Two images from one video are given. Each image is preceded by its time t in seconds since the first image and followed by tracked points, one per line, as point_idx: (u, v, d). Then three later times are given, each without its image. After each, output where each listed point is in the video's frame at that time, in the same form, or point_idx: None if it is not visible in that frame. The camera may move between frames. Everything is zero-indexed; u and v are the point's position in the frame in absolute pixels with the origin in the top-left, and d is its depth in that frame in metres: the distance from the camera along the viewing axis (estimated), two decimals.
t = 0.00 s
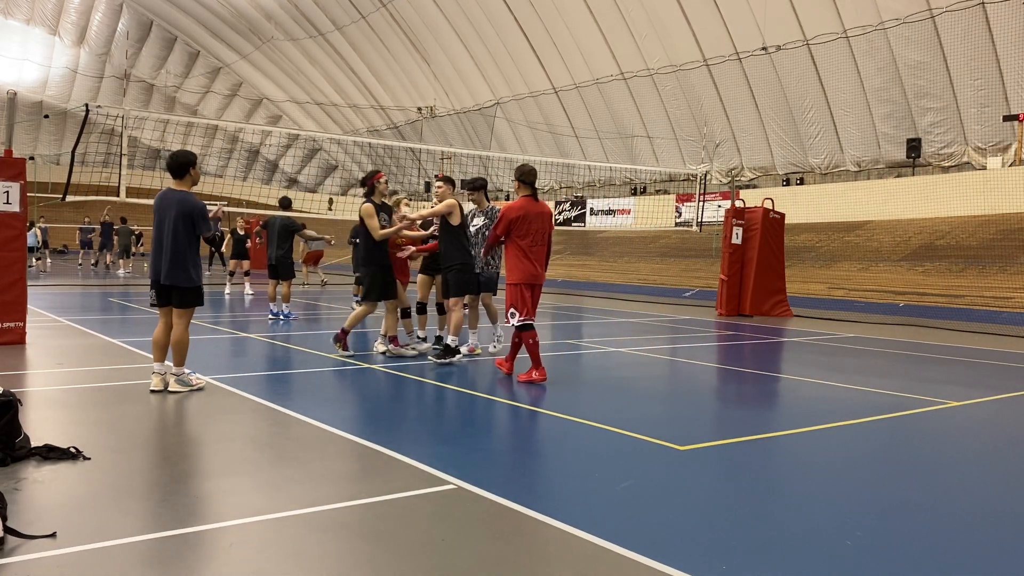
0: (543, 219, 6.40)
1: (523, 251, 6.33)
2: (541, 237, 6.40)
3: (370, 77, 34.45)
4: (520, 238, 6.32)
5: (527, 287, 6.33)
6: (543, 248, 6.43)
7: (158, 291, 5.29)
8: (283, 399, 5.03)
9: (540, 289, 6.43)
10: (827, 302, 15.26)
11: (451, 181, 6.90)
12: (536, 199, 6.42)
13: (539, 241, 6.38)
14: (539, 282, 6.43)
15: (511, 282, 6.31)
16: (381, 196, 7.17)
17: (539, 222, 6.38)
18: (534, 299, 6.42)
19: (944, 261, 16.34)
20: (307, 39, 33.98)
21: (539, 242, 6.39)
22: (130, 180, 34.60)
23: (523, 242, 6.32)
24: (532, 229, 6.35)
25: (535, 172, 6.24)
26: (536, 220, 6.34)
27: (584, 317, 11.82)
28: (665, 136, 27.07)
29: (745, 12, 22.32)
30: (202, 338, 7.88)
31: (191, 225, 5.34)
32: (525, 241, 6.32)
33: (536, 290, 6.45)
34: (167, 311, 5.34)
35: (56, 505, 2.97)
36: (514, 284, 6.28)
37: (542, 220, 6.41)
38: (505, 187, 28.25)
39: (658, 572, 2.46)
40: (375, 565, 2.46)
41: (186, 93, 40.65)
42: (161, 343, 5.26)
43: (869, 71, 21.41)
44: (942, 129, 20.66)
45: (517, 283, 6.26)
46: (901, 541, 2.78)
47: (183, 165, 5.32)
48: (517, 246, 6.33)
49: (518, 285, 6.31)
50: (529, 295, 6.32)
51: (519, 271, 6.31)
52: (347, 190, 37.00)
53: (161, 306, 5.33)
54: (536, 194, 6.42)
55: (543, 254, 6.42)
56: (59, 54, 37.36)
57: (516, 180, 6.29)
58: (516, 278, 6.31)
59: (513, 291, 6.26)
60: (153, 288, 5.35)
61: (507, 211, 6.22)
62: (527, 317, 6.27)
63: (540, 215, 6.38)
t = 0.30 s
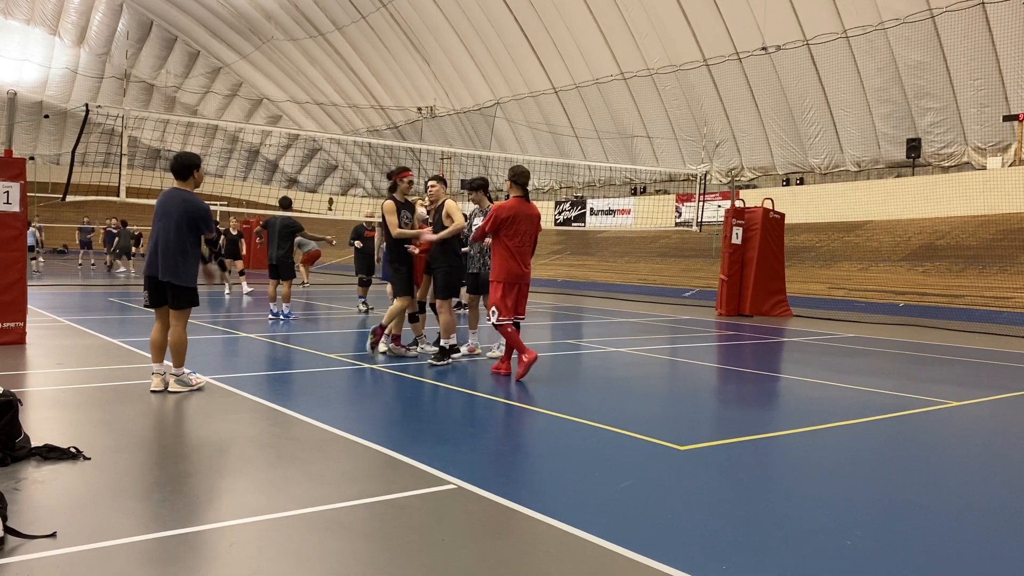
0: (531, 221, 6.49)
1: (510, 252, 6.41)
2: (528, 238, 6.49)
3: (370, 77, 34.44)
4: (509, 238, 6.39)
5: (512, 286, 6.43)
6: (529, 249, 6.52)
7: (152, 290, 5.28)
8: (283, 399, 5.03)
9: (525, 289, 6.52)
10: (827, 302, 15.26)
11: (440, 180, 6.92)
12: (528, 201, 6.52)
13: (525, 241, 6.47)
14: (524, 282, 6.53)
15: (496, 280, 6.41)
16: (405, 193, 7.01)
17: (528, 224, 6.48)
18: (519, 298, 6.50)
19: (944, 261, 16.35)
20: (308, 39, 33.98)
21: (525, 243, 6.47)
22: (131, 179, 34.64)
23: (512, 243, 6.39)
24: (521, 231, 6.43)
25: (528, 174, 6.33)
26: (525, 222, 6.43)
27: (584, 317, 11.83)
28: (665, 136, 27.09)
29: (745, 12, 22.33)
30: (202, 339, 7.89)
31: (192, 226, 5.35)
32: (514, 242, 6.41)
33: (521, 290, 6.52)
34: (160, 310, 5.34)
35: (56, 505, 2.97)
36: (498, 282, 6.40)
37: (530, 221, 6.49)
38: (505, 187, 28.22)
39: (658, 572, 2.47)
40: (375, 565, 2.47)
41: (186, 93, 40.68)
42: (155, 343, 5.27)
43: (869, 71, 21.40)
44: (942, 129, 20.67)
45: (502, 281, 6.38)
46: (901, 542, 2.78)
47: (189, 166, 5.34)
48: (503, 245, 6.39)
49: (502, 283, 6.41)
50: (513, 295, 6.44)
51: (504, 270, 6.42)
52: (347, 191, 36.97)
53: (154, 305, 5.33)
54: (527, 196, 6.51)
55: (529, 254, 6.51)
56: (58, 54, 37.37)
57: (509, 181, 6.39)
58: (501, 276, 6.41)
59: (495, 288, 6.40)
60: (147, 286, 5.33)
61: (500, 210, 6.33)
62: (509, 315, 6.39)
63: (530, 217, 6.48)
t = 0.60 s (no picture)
0: (518, 221, 6.51)
1: (498, 250, 6.45)
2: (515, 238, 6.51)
3: (370, 76, 34.43)
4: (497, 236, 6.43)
5: (499, 284, 6.46)
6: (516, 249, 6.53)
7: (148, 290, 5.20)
8: (283, 399, 5.03)
9: (514, 287, 6.52)
10: (826, 302, 15.27)
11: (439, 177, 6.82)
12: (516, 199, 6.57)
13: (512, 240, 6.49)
14: (512, 281, 6.52)
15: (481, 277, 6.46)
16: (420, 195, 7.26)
17: (516, 224, 6.50)
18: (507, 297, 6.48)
19: (944, 261, 16.35)
20: (308, 39, 33.97)
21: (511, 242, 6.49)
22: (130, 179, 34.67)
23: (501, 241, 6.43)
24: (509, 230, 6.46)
25: (516, 174, 6.37)
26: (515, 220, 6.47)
27: (584, 317, 11.83)
28: (665, 136, 27.09)
29: (745, 12, 22.32)
30: (202, 339, 7.88)
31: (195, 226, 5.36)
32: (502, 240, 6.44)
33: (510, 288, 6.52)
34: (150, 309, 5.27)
35: (55, 506, 2.97)
36: (484, 280, 6.43)
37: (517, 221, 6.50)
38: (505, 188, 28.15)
39: (658, 571, 2.47)
40: (375, 564, 2.47)
41: (186, 93, 40.68)
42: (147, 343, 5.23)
43: (869, 70, 21.38)
44: (942, 129, 20.67)
45: (487, 278, 6.42)
46: (900, 541, 2.78)
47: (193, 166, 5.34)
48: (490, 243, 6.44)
49: (488, 281, 6.44)
50: (499, 293, 6.46)
51: (490, 267, 6.45)
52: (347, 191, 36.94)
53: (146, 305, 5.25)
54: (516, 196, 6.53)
55: (516, 253, 6.52)
56: (58, 54, 37.38)
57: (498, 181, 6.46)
58: (486, 274, 6.44)
59: (480, 285, 6.43)
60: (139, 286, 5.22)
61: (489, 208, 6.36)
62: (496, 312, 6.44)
63: (518, 216, 6.51)
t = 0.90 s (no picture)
0: (505, 220, 6.48)
1: (482, 249, 6.43)
2: (502, 237, 6.50)
3: (370, 76, 34.44)
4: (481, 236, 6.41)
5: (485, 283, 6.48)
6: (503, 248, 6.54)
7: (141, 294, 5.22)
8: (284, 399, 5.05)
9: (500, 285, 6.53)
10: (826, 302, 15.26)
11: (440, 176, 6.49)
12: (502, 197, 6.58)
13: (498, 239, 6.48)
14: (499, 279, 6.53)
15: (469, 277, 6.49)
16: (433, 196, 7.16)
17: (502, 222, 6.46)
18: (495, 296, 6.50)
19: (944, 261, 16.35)
20: (308, 39, 33.97)
21: (498, 241, 6.48)
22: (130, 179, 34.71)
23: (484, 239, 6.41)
24: (495, 229, 6.42)
25: (501, 174, 6.36)
26: (500, 218, 6.43)
27: (584, 317, 11.82)
28: (665, 136, 27.10)
29: (745, 12, 22.33)
30: (202, 339, 7.88)
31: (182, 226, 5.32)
32: (488, 239, 6.42)
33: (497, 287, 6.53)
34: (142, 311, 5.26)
35: (58, 505, 2.97)
36: (470, 279, 6.47)
37: (504, 219, 6.47)
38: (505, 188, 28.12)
39: (659, 572, 2.46)
40: (375, 565, 2.47)
41: (186, 93, 40.69)
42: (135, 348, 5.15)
43: (869, 71, 21.38)
44: (942, 129, 20.67)
45: (474, 279, 6.45)
46: (900, 541, 2.78)
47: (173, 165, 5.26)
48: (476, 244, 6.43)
49: (477, 280, 6.46)
50: (487, 291, 6.48)
51: (476, 268, 6.46)
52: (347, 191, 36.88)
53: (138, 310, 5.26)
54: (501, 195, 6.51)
55: (503, 252, 6.52)
56: (59, 54, 37.41)
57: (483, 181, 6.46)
58: (473, 273, 6.46)
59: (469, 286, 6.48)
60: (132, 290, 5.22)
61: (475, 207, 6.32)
62: (485, 312, 6.46)
63: (504, 214, 6.46)
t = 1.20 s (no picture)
0: (497, 219, 6.49)
1: (473, 249, 6.44)
2: (494, 236, 6.51)
3: (370, 77, 34.45)
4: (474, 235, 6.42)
5: (478, 282, 6.47)
6: (495, 246, 6.54)
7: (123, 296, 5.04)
8: (285, 399, 5.05)
9: (492, 284, 6.52)
10: (826, 302, 15.26)
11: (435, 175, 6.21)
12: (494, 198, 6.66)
13: (491, 238, 6.49)
14: (491, 278, 6.52)
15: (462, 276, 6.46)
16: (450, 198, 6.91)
17: (494, 221, 6.47)
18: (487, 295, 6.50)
19: (944, 261, 16.35)
20: (308, 40, 33.97)
21: (490, 239, 6.49)
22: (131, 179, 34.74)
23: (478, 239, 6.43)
24: (487, 227, 6.44)
25: (491, 173, 6.37)
26: (493, 217, 6.46)
27: (584, 317, 11.81)
28: (665, 136, 27.11)
29: (745, 12, 22.33)
30: (202, 338, 7.88)
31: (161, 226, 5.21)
32: (480, 239, 6.43)
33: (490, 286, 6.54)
34: (123, 315, 5.08)
35: (58, 505, 2.97)
36: (462, 279, 6.45)
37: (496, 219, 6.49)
38: (505, 188, 28.10)
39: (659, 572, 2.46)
40: (375, 564, 2.47)
41: (186, 93, 40.69)
42: (123, 354, 4.95)
43: (869, 71, 21.39)
44: (942, 129, 20.66)
45: (467, 278, 6.43)
46: (899, 541, 2.78)
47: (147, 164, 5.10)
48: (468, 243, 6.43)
49: (470, 280, 6.45)
50: (479, 290, 6.47)
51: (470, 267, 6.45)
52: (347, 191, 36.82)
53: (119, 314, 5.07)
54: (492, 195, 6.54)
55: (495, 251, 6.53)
56: (59, 54, 37.43)
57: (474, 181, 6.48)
58: (468, 273, 6.44)
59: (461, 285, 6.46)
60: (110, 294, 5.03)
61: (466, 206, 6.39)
62: (479, 311, 6.47)
63: (495, 213, 6.48)
